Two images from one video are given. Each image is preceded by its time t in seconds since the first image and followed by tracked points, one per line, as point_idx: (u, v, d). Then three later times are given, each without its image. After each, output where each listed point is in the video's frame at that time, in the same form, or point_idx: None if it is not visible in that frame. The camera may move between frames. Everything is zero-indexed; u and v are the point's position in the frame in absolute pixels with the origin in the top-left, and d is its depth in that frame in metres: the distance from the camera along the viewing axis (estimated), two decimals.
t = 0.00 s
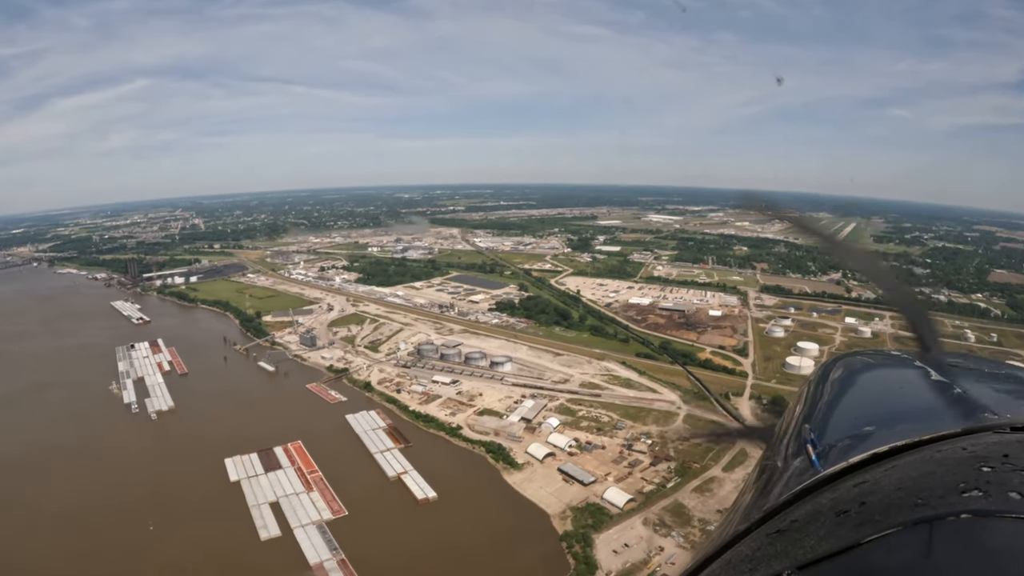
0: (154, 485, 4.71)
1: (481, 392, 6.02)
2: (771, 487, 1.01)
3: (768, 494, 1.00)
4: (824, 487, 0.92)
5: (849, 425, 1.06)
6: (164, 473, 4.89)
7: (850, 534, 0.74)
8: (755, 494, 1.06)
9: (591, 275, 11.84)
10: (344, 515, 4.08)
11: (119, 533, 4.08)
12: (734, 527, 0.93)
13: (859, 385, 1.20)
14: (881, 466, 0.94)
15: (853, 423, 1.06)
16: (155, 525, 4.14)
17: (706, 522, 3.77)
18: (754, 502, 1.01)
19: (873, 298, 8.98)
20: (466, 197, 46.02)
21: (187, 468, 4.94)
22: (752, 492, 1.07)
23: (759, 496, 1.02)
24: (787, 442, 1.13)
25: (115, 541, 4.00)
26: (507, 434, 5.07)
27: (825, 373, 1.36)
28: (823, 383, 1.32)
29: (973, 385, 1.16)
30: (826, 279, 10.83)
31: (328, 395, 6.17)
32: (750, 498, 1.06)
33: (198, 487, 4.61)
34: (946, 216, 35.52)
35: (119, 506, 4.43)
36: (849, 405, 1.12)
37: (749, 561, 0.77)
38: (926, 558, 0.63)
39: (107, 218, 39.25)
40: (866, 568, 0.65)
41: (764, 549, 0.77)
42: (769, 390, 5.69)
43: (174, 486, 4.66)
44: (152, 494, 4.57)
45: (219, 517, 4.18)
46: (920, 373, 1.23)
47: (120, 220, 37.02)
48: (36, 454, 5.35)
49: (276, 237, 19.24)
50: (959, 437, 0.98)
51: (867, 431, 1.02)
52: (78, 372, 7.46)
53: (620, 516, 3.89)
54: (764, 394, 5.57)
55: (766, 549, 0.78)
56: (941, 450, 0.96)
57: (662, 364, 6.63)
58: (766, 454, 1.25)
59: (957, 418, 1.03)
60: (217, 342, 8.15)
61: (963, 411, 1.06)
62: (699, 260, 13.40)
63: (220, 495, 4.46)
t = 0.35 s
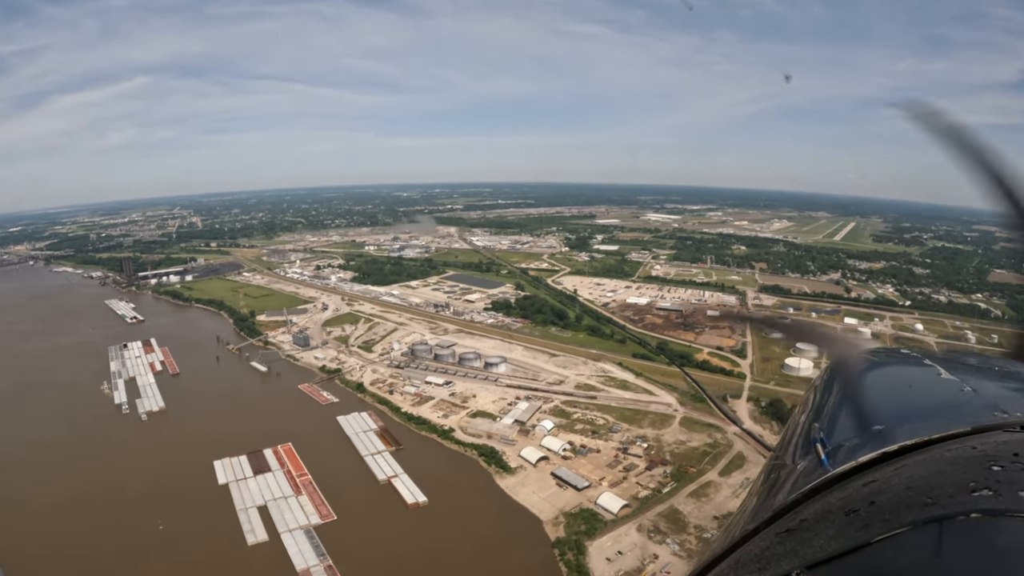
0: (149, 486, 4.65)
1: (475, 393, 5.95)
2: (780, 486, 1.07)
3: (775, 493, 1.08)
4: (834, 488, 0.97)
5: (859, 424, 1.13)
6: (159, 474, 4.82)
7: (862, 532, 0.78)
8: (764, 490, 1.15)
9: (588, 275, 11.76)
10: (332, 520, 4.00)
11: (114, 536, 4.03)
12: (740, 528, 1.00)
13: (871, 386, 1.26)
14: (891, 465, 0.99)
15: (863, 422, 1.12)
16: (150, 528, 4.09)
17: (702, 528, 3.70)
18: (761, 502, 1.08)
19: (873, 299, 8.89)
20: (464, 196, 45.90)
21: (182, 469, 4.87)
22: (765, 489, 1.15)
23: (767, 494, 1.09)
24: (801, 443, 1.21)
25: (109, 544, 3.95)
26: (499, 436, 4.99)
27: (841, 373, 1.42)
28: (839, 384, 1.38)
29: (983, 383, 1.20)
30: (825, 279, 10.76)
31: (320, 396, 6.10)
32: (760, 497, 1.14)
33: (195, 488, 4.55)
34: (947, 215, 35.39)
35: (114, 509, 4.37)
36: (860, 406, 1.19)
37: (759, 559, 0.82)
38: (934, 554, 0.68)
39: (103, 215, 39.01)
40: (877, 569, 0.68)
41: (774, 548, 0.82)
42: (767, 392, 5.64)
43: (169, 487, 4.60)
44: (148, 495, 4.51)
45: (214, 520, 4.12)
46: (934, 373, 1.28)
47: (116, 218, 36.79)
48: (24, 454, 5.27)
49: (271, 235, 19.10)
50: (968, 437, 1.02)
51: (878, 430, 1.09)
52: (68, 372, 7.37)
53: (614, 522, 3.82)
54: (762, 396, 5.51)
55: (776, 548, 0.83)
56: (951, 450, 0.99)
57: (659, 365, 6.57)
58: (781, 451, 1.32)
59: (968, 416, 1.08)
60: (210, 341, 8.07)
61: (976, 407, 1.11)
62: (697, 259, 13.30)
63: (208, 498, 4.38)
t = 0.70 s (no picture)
0: (130, 489, 4.53)
1: (468, 395, 5.87)
2: (787, 488, 0.97)
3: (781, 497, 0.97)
4: (847, 482, 0.91)
5: (869, 421, 1.06)
6: (140, 478, 4.69)
7: (876, 530, 0.73)
8: (768, 496, 1.05)
9: (586, 274, 11.70)
10: (321, 525, 3.92)
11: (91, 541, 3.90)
12: (754, 524, 0.91)
13: (879, 383, 1.22)
14: (904, 461, 0.93)
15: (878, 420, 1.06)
16: (128, 533, 3.96)
17: (698, 536, 3.63)
18: (764, 510, 0.96)
19: (873, 300, 8.83)
20: (463, 194, 45.82)
21: (166, 472, 4.75)
22: (769, 494, 1.03)
23: (768, 503, 0.98)
24: (808, 441, 1.12)
25: (85, 548, 3.81)
26: (492, 439, 4.92)
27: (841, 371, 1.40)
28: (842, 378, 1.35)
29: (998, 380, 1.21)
30: (824, 279, 10.69)
31: (311, 397, 6.03)
32: (763, 502, 1.03)
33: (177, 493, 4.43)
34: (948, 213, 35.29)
35: (92, 512, 4.24)
36: (871, 401, 1.14)
37: (772, 557, 0.74)
38: (948, 553, 0.64)
39: (103, 213, 39.01)
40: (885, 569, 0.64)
41: (786, 545, 0.74)
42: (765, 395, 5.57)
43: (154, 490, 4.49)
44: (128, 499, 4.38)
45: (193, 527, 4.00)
46: (946, 369, 1.28)
47: (115, 216, 36.69)
48: (12, 453, 5.18)
49: (269, 234, 19.04)
50: (982, 435, 0.99)
51: (891, 427, 1.03)
52: (59, 372, 7.28)
53: (608, 529, 3.75)
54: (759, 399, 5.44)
55: (788, 546, 0.76)
56: (966, 447, 0.95)
57: (656, 367, 6.49)
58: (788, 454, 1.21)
59: (982, 412, 1.06)
60: (203, 341, 7.99)
61: (989, 404, 1.09)
62: (696, 259, 13.23)
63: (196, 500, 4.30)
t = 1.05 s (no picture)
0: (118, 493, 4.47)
1: (460, 398, 5.80)
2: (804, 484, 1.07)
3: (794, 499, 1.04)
4: (860, 486, 0.97)
5: (882, 423, 1.15)
6: (129, 482, 4.63)
7: (887, 530, 0.76)
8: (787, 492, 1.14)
9: (582, 275, 11.64)
10: (307, 531, 3.85)
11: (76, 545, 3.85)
12: (769, 525, 0.97)
13: (889, 388, 1.32)
14: (919, 465, 0.98)
15: (889, 423, 1.15)
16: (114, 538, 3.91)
17: (692, 546, 3.56)
18: (779, 512, 1.02)
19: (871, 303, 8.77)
20: (461, 195, 45.70)
21: (154, 476, 4.69)
22: (783, 494, 1.12)
23: (782, 507, 1.03)
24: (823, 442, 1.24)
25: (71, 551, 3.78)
26: (483, 444, 4.85)
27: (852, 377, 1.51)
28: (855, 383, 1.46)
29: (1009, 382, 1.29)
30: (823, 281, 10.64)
31: (301, 399, 5.96)
32: (774, 506, 1.09)
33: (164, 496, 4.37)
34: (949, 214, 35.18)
35: (79, 517, 4.19)
36: (881, 406, 1.23)
37: (784, 559, 0.78)
38: (960, 553, 0.65)
39: (101, 211, 38.90)
40: (897, 570, 0.65)
41: (798, 547, 0.78)
42: (762, 400, 5.50)
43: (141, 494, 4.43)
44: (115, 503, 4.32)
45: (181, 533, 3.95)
46: (963, 370, 1.37)
47: (113, 215, 36.59)
48: None
49: (265, 233, 18.94)
50: (995, 433, 1.07)
51: (901, 428, 1.12)
52: (48, 371, 7.19)
53: (600, 539, 3.67)
54: (757, 404, 5.38)
55: (801, 548, 0.79)
56: (978, 447, 1.01)
57: (651, 370, 6.43)
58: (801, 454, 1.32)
59: (997, 411, 1.14)
60: (194, 341, 7.91)
61: (1002, 403, 1.18)
62: (694, 262, 13.17)
63: (181, 505, 4.23)
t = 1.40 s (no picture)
0: (102, 494, 4.39)
1: (452, 401, 5.72)
2: (791, 494, 0.90)
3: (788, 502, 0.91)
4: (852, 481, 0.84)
5: (877, 420, 0.94)
6: (113, 482, 4.55)
7: (882, 530, 0.68)
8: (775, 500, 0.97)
9: (580, 277, 11.58)
10: (292, 536, 3.78)
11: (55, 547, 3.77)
12: (764, 524, 0.86)
13: (881, 378, 1.08)
14: (916, 462, 0.84)
15: (885, 420, 0.93)
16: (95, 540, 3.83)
17: (684, 557, 3.49)
18: (772, 512, 0.90)
19: (871, 308, 8.71)
20: (462, 194, 45.68)
21: (139, 477, 4.60)
22: (774, 499, 0.96)
23: (776, 507, 0.91)
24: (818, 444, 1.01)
25: (53, 553, 3.71)
26: (474, 448, 4.78)
27: (835, 377, 1.21)
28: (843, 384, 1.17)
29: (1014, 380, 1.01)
30: (822, 286, 10.60)
31: (292, 400, 5.88)
32: (765, 510, 0.95)
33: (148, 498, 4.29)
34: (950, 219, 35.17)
35: (61, 517, 4.11)
36: (878, 399, 1.00)
37: (781, 558, 0.70)
38: (958, 552, 0.59)
39: (101, 207, 38.86)
40: (897, 570, 0.59)
41: (794, 546, 0.71)
42: (760, 407, 5.43)
43: (125, 495, 4.35)
44: (97, 505, 4.24)
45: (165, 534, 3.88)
46: (959, 367, 1.09)
47: (113, 211, 36.55)
48: None
49: (264, 231, 18.90)
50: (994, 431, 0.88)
51: (900, 429, 0.90)
52: (39, 367, 7.12)
53: (591, 548, 3.60)
54: (754, 411, 5.31)
55: (796, 547, 0.71)
56: (976, 447, 0.85)
57: (648, 375, 6.35)
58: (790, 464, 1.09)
59: (993, 412, 0.91)
60: (188, 339, 7.85)
61: (1000, 403, 0.93)
62: (693, 264, 13.12)
63: (167, 506, 4.16)
